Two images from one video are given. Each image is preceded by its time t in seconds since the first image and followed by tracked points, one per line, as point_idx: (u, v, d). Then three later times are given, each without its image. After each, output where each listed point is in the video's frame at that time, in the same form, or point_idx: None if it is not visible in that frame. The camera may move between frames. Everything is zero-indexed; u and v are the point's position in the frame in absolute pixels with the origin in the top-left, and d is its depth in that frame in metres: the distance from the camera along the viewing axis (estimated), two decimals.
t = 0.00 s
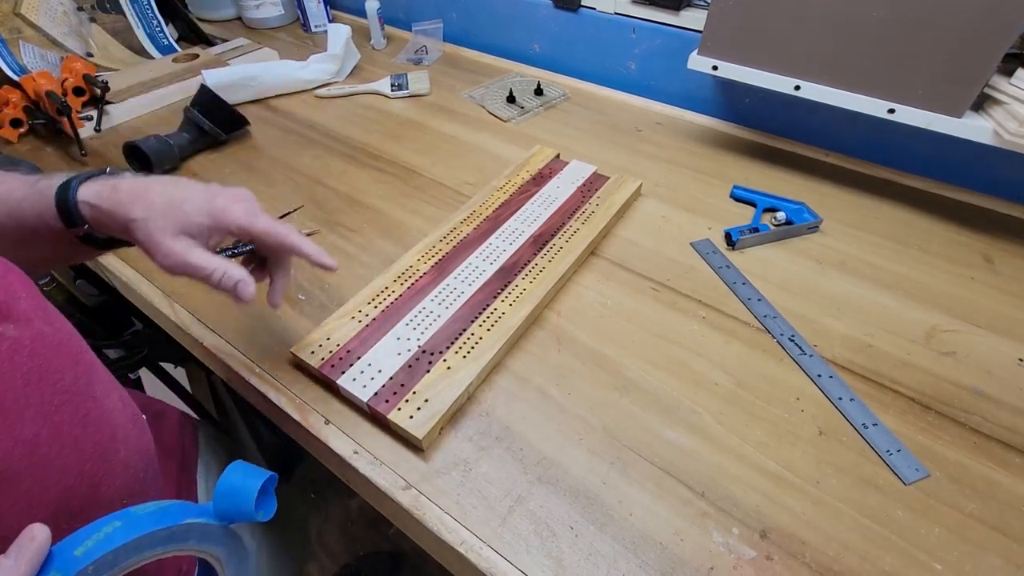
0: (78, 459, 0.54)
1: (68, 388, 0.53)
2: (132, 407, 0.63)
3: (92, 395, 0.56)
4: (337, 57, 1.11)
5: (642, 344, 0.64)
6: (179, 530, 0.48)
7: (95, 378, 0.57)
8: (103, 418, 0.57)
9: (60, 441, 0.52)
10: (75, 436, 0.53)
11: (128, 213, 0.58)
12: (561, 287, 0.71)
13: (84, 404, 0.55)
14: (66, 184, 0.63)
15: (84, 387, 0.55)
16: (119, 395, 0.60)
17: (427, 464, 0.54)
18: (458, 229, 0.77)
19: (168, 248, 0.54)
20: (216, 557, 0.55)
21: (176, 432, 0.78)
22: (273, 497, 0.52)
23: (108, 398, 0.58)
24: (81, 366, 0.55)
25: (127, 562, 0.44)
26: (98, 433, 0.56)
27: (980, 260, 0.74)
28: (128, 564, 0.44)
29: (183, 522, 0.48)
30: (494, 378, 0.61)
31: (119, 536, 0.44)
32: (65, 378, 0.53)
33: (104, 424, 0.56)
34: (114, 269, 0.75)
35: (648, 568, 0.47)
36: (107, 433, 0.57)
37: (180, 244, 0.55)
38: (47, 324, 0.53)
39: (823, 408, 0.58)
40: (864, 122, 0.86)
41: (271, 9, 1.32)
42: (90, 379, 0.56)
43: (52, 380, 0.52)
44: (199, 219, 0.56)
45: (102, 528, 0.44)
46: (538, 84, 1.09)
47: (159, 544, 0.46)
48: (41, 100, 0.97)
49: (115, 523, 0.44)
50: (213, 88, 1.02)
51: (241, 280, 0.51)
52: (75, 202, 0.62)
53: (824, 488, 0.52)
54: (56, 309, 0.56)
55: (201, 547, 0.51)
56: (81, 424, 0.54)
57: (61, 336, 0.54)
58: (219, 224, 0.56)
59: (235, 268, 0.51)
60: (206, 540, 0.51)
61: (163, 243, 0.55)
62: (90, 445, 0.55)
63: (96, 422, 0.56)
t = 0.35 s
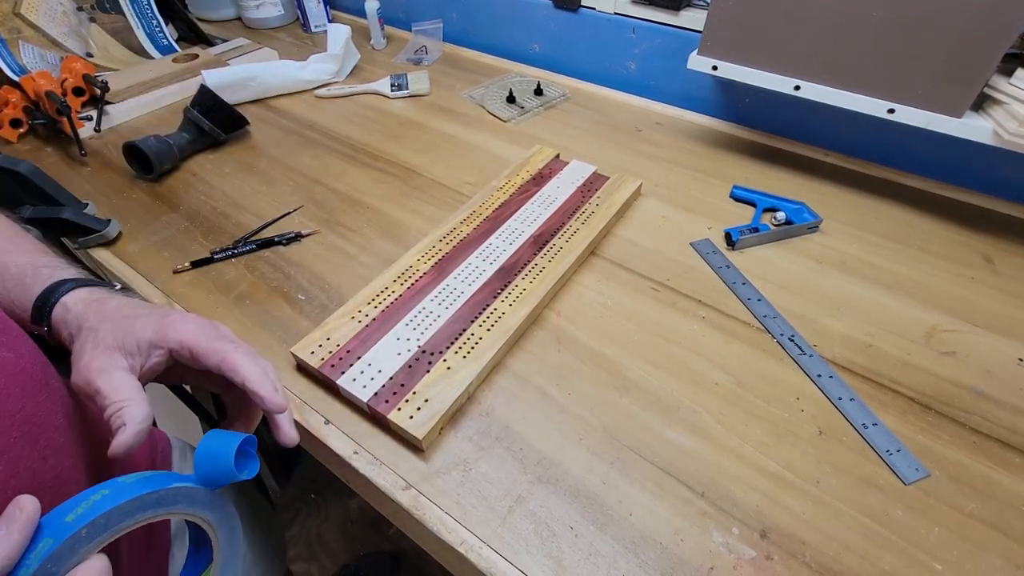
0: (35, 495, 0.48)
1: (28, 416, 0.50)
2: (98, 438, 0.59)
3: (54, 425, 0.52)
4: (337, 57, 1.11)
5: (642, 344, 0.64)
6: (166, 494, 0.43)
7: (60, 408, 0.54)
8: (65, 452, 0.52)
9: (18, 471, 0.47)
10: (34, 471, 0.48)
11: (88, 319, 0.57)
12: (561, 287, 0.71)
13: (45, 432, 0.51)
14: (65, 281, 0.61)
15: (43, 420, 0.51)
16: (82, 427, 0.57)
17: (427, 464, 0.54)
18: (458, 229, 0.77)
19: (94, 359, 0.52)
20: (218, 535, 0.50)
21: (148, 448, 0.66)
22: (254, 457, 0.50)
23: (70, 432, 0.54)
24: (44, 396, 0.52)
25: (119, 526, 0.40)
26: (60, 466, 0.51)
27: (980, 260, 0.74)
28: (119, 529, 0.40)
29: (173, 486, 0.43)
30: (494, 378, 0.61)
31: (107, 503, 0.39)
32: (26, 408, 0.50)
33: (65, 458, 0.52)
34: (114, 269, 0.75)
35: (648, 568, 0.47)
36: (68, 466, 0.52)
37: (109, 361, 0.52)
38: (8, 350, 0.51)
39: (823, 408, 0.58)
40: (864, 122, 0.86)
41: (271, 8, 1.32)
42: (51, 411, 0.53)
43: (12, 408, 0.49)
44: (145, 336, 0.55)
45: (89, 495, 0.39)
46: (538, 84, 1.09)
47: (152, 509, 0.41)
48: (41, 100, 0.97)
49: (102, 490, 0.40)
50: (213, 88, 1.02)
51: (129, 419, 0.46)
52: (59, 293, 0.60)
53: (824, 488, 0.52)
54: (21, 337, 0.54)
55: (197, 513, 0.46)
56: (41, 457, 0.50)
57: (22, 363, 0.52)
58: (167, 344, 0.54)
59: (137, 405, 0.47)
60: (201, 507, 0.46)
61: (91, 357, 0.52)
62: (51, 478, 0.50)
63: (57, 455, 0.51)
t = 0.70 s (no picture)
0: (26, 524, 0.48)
1: (19, 443, 0.49)
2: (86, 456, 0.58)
3: (45, 449, 0.52)
4: (337, 57, 1.11)
5: (642, 344, 0.64)
6: (137, 513, 0.39)
7: (50, 430, 0.53)
8: (56, 476, 0.52)
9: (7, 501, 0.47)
10: (24, 496, 0.48)
11: (104, 344, 0.57)
12: (561, 287, 0.71)
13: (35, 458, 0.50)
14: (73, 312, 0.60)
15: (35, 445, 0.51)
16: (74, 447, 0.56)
17: (427, 465, 0.54)
18: (458, 230, 0.77)
19: (125, 377, 0.52)
20: (181, 559, 0.45)
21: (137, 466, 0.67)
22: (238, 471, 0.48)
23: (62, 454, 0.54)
24: (35, 420, 0.51)
25: (88, 549, 0.36)
26: (51, 491, 0.51)
27: (980, 260, 0.74)
28: (86, 554, 0.36)
29: (142, 506, 0.39)
30: (494, 378, 0.61)
31: (74, 525, 0.36)
32: (17, 433, 0.49)
33: (57, 482, 0.52)
34: (114, 269, 0.75)
35: (648, 568, 0.47)
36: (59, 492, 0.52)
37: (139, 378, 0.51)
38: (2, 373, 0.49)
39: (823, 408, 0.58)
40: (864, 122, 0.86)
41: (271, 9, 1.32)
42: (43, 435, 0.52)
43: (4, 434, 0.48)
44: (168, 353, 0.54)
45: (55, 521, 0.36)
46: (538, 85, 1.09)
47: (122, 529, 0.38)
48: (41, 100, 0.97)
49: (68, 515, 0.36)
50: (213, 88, 1.02)
51: (193, 422, 0.47)
52: (68, 323, 0.59)
53: (824, 488, 0.52)
54: (13, 358, 0.52)
55: (163, 535, 0.42)
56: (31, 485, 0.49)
57: (14, 386, 0.50)
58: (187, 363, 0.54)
59: (192, 411, 0.48)
60: (170, 526, 0.42)
61: (121, 376, 0.52)
62: (40, 505, 0.49)
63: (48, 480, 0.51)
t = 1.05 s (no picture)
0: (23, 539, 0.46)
1: (15, 456, 0.48)
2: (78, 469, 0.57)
3: (41, 462, 0.50)
4: (337, 58, 1.11)
5: (642, 344, 0.64)
6: (137, 497, 0.39)
7: (44, 442, 0.52)
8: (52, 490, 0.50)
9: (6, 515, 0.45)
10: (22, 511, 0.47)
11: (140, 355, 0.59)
12: (561, 287, 0.71)
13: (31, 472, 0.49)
14: (91, 334, 0.61)
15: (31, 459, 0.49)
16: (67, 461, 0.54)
17: (427, 465, 0.54)
18: (458, 230, 0.77)
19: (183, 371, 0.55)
20: (186, 549, 0.43)
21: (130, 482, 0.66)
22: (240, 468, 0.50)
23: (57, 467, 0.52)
24: (29, 432, 0.50)
25: (91, 530, 0.36)
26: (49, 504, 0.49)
27: (980, 261, 0.74)
28: (89, 537, 0.36)
29: (142, 489, 0.39)
30: (494, 378, 0.61)
31: (75, 506, 0.36)
32: (13, 446, 0.48)
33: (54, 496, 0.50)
34: (114, 269, 0.75)
35: (648, 568, 0.47)
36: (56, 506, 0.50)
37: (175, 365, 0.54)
38: None
39: (823, 408, 0.58)
40: (864, 123, 0.86)
41: (271, 9, 1.32)
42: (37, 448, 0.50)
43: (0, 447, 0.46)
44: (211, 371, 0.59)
45: (54, 505, 0.36)
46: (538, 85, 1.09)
47: (124, 512, 0.38)
48: (41, 100, 0.97)
49: (68, 499, 0.36)
50: (213, 89, 1.02)
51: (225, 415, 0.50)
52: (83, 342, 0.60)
53: (824, 488, 0.52)
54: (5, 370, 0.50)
55: (167, 521, 0.41)
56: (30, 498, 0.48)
57: (8, 398, 0.49)
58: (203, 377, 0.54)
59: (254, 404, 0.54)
60: (172, 512, 0.42)
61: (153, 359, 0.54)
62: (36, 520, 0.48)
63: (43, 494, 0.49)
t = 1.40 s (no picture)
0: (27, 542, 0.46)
1: (16, 462, 0.48)
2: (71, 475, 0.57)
3: (37, 469, 0.50)
4: (337, 58, 1.11)
5: (641, 344, 0.64)
6: (148, 473, 0.41)
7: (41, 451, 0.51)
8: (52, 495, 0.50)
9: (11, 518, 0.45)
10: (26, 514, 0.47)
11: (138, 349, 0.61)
12: (561, 287, 0.71)
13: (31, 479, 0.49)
14: (74, 334, 0.63)
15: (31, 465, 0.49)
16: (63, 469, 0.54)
17: (427, 465, 0.54)
18: (458, 230, 0.77)
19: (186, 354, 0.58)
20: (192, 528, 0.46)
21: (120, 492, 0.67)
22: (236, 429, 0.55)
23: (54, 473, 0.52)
24: (27, 439, 0.50)
25: (110, 504, 0.38)
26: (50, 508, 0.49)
27: (980, 261, 0.75)
28: (108, 509, 0.38)
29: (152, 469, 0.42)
30: (494, 378, 0.61)
31: (91, 481, 0.38)
32: (14, 451, 0.48)
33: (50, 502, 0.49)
34: (114, 269, 0.75)
35: (648, 568, 0.47)
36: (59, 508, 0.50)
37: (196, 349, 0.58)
38: None
39: (823, 408, 0.58)
40: (864, 123, 0.86)
41: (271, 10, 1.32)
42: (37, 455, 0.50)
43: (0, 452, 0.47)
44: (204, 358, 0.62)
45: (73, 483, 0.38)
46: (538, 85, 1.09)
47: (136, 487, 0.40)
48: (41, 101, 0.97)
49: (83, 478, 0.38)
50: (213, 89, 1.02)
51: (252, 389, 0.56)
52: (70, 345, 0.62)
53: (824, 489, 0.52)
54: None
55: (175, 499, 0.44)
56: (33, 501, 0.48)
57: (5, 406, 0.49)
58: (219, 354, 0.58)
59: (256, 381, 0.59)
60: (179, 492, 0.44)
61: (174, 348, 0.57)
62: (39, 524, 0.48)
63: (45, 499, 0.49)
